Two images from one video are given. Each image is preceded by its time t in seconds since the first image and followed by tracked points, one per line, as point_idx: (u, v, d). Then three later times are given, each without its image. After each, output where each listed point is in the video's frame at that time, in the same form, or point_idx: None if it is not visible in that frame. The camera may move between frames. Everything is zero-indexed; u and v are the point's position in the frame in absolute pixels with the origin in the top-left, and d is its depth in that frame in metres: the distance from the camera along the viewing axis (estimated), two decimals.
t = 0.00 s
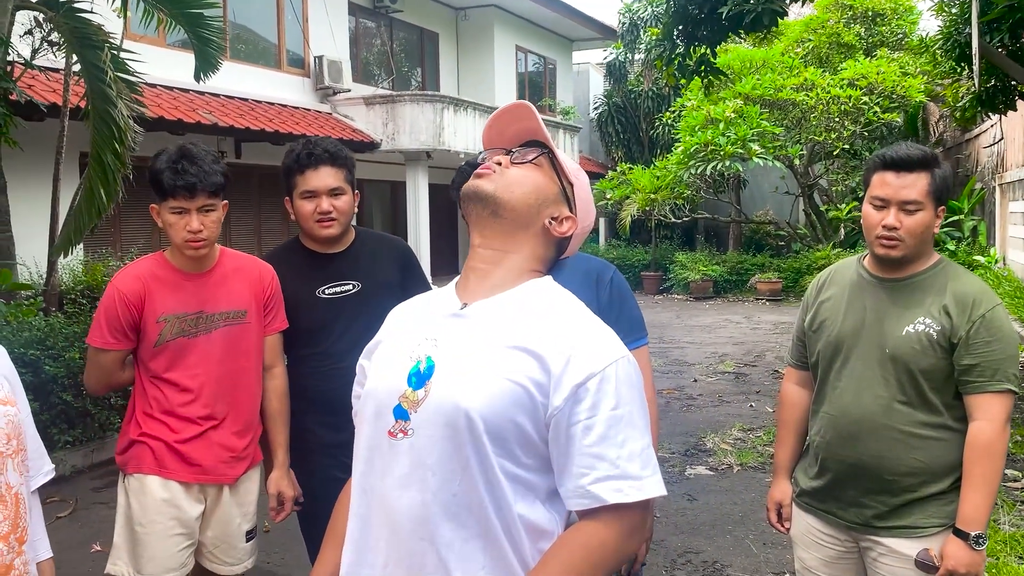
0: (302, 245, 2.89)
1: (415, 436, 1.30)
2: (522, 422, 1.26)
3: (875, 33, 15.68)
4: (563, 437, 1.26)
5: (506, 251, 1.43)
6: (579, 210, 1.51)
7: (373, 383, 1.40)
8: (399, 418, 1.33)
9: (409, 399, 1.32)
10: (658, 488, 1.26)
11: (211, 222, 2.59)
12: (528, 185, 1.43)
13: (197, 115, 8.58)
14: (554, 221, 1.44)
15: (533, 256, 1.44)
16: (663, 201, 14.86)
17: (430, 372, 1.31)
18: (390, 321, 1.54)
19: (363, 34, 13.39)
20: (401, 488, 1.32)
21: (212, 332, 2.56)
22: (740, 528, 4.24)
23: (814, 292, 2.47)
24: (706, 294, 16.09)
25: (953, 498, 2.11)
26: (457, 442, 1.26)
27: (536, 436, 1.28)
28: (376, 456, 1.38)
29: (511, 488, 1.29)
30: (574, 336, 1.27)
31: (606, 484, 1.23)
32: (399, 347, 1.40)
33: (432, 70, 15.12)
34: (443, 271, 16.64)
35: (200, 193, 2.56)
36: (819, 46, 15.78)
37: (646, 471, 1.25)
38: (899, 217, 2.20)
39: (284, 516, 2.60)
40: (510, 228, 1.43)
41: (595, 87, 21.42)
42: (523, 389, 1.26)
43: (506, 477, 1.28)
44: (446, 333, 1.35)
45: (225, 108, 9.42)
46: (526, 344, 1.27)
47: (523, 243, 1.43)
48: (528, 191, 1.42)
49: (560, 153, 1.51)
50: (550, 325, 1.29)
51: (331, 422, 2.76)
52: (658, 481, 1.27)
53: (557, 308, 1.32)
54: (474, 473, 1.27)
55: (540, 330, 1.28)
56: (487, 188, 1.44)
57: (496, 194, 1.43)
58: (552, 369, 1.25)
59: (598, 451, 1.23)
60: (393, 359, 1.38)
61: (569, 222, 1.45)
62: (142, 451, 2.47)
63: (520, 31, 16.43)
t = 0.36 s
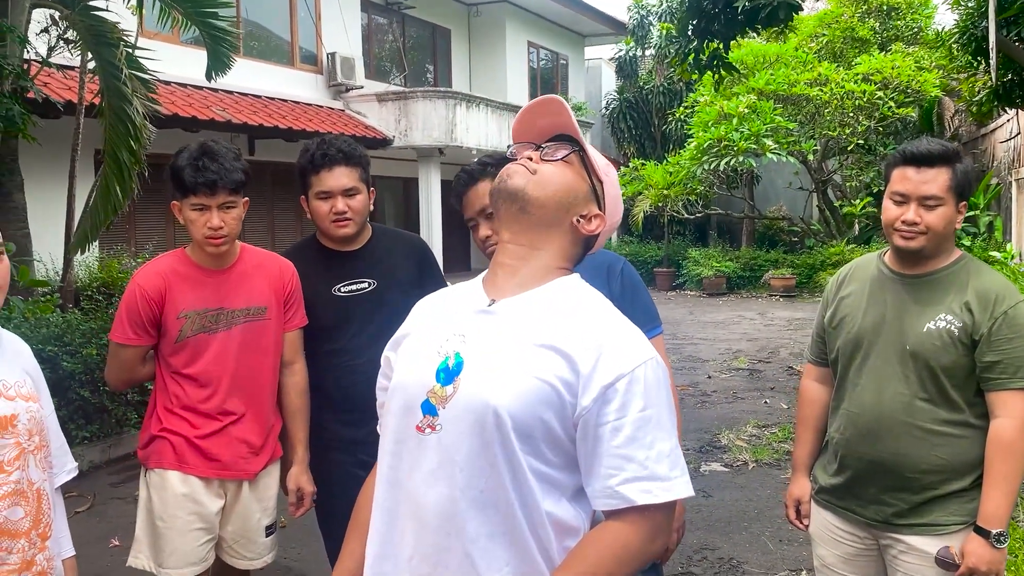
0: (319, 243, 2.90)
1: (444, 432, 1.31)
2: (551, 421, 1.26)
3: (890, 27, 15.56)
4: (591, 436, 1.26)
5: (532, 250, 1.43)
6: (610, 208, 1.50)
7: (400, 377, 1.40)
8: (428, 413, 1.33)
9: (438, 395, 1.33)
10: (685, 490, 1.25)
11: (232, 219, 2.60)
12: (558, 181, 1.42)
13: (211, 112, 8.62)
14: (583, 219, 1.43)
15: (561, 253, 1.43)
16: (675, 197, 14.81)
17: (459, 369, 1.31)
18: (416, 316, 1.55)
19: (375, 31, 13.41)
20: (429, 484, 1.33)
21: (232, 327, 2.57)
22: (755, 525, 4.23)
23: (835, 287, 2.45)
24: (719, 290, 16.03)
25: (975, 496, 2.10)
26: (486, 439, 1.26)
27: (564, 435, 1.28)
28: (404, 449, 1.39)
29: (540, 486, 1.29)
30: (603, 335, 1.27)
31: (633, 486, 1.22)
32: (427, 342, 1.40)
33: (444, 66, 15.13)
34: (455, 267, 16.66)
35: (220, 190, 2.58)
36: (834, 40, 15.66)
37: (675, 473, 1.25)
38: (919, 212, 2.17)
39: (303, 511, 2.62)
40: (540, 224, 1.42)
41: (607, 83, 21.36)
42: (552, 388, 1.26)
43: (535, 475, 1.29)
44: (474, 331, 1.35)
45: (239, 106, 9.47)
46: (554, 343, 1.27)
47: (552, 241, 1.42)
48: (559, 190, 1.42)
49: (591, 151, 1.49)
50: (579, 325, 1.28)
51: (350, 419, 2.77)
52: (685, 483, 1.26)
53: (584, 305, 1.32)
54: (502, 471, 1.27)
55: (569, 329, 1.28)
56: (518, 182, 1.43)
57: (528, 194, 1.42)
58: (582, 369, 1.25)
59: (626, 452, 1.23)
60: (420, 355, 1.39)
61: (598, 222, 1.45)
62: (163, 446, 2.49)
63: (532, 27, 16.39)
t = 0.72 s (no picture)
0: (327, 237, 2.92)
1: (470, 430, 1.34)
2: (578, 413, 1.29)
3: (899, 23, 15.48)
4: (614, 427, 1.27)
5: (542, 246, 1.49)
6: (600, 158, 1.52)
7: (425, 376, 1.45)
8: (452, 411, 1.37)
9: (462, 393, 1.36)
10: (717, 474, 1.26)
11: (241, 212, 2.61)
12: (552, 174, 1.47)
13: (219, 107, 8.63)
14: (584, 186, 1.50)
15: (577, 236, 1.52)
16: (683, 193, 14.76)
17: (482, 367, 1.35)
18: (440, 316, 1.60)
19: (382, 27, 13.40)
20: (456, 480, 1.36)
21: (241, 321, 2.58)
22: (764, 521, 4.22)
23: (846, 281, 2.44)
24: (727, 287, 15.97)
25: (986, 493, 2.08)
26: (511, 436, 1.29)
27: (590, 427, 1.30)
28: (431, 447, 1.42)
29: (567, 479, 1.32)
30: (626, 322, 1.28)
31: (662, 477, 1.23)
32: (451, 342, 1.44)
33: (452, 62, 15.11)
34: (463, 263, 16.67)
35: (229, 183, 2.58)
36: (843, 36, 15.54)
37: (704, 459, 1.25)
38: (928, 205, 2.16)
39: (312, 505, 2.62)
40: (552, 230, 1.48)
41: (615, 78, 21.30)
42: (576, 381, 1.28)
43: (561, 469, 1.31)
44: (497, 330, 1.39)
45: (247, 101, 9.48)
46: (577, 336, 1.30)
47: (563, 234, 1.50)
48: (548, 187, 1.46)
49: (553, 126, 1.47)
50: (602, 317, 1.30)
51: (360, 414, 2.77)
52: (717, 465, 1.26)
53: (605, 295, 1.34)
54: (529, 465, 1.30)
55: (592, 321, 1.30)
56: (511, 211, 1.46)
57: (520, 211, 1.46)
58: (604, 361, 1.27)
59: (650, 440, 1.24)
60: (445, 354, 1.42)
61: (596, 182, 1.51)
62: (172, 440, 2.50)
63: (539, 23, 16.36)
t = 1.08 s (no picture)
0: (330, 234, 2.92)
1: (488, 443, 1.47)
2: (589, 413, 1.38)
3: (900, 21, 15.48)
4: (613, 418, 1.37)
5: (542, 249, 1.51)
6: (545, 157, 1.46)
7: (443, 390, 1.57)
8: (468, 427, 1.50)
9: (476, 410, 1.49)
10: (710, 440, 1.27)
11: (239, 207, 2.61)
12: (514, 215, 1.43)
13: (219, 103, 8.62)
14: (543, 192, 1.46)
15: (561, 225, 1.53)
16: (683, 191, 14.77)
17: (495, 384, 1.47)
18: (442, 314, 1.67)
19: (383, 23, 13.38)
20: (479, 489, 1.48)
21: (240, 317, 2.58)
22: (762, 518, 4.23)
23: (843, 279, 2.46)
24: (726, 284, 15.97)
25: (982, 490, 2.09)
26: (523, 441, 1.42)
27: (596, 420, 1.39)
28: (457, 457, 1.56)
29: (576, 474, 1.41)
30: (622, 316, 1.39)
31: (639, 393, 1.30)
32: (463, 355, 1.55)
33: (452, 59, 15.09)
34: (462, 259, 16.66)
35: (227, 179, 2.59)
36: (843, 35, 15.51)
37: (694, 423, 1.27)
38: (927, 203, 2.17)
39: (309, 502, 2.61)
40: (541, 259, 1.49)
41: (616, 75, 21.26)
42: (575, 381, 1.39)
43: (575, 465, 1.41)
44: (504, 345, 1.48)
45: (247, 97, 9.47)
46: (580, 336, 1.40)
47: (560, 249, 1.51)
48: (514, 234, 1.43)
49: (484, 190, 1.39)
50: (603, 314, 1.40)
51: (360, 411, 2.78)
52: (721, 438, 1.31)
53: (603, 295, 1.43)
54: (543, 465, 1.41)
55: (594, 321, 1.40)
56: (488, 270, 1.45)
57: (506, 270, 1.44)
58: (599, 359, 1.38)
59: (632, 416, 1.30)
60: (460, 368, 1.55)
61: (552, 180, 1.48)
62: (170, 436, 2.52)
63: (539, 20, 16.34)
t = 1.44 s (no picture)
0: (327, 235, 2.92)
1: (501, 433, 1.43)
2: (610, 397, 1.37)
3: (897, 24, 15.50)
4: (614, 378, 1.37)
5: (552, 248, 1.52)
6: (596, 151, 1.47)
7: (449, 384, 1.53)
8: (481, 419, 1.46)
9: (491, 401, 1.45)
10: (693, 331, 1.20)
11: (236, 209, 2.62)
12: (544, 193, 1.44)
13: (216, 106, 8.62)
14: (577, 182, 1.46)
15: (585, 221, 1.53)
16: (680, 193, 14.79)
17: (509, 372, 1.43)
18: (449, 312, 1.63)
19: (380, 26, 13.40)
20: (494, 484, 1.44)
21: (235, 321, 2.59)
22: (758, 520, 4.24)
23: (840, 281, 2.47)
24: (723, 287, 15.98)
25: (976, 494, 2.10)
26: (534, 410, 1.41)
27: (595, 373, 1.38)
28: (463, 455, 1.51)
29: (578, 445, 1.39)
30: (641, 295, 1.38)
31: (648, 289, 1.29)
32: (470, 348, 1.50)
33: (450, 61, 15.11)
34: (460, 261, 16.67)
35: (225, 179, 2.60)
36: (840, 37, 15.57)
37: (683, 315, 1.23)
38: (922, 205, 2.19)
39: (303, 508, 2.62)
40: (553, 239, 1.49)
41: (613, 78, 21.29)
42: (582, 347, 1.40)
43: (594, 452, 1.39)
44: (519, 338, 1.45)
45: (244, 100, 9.46)
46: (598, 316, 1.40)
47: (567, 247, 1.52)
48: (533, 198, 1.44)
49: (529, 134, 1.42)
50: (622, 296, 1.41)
51: (356, 415, 2.78)
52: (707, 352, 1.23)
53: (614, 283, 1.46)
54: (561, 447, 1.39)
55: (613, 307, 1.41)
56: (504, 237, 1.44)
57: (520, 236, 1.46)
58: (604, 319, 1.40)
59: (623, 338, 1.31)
60: (466, 363, 1.50)
61: (589, 173, 1.47)
62: (163, 440, 2.51)
63: (537, 23, 16.36)
